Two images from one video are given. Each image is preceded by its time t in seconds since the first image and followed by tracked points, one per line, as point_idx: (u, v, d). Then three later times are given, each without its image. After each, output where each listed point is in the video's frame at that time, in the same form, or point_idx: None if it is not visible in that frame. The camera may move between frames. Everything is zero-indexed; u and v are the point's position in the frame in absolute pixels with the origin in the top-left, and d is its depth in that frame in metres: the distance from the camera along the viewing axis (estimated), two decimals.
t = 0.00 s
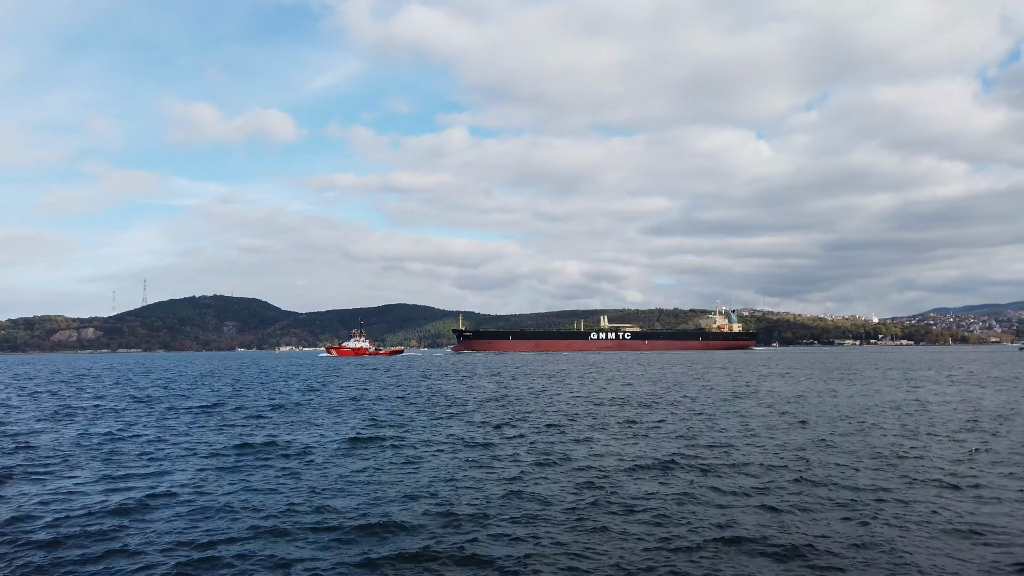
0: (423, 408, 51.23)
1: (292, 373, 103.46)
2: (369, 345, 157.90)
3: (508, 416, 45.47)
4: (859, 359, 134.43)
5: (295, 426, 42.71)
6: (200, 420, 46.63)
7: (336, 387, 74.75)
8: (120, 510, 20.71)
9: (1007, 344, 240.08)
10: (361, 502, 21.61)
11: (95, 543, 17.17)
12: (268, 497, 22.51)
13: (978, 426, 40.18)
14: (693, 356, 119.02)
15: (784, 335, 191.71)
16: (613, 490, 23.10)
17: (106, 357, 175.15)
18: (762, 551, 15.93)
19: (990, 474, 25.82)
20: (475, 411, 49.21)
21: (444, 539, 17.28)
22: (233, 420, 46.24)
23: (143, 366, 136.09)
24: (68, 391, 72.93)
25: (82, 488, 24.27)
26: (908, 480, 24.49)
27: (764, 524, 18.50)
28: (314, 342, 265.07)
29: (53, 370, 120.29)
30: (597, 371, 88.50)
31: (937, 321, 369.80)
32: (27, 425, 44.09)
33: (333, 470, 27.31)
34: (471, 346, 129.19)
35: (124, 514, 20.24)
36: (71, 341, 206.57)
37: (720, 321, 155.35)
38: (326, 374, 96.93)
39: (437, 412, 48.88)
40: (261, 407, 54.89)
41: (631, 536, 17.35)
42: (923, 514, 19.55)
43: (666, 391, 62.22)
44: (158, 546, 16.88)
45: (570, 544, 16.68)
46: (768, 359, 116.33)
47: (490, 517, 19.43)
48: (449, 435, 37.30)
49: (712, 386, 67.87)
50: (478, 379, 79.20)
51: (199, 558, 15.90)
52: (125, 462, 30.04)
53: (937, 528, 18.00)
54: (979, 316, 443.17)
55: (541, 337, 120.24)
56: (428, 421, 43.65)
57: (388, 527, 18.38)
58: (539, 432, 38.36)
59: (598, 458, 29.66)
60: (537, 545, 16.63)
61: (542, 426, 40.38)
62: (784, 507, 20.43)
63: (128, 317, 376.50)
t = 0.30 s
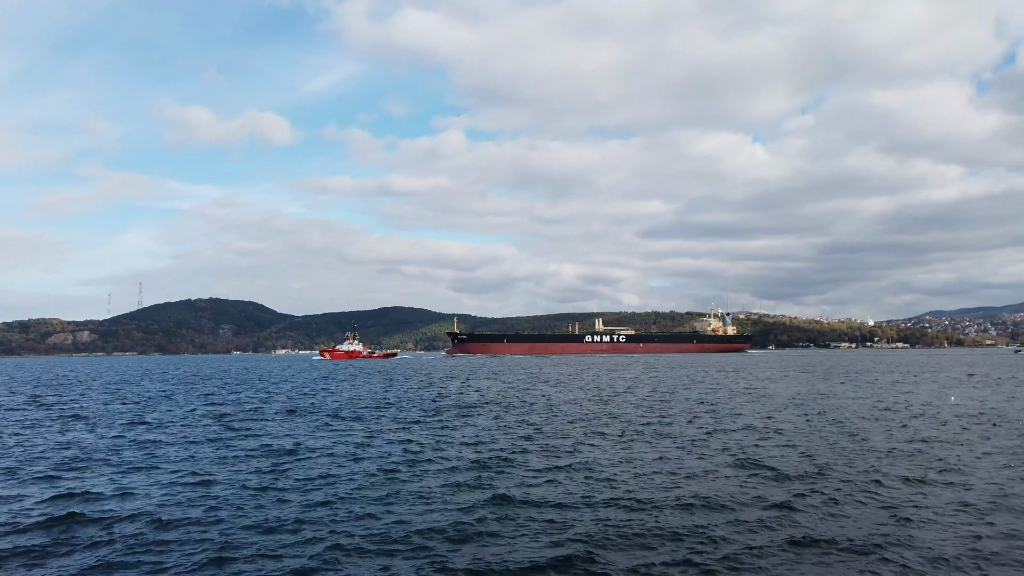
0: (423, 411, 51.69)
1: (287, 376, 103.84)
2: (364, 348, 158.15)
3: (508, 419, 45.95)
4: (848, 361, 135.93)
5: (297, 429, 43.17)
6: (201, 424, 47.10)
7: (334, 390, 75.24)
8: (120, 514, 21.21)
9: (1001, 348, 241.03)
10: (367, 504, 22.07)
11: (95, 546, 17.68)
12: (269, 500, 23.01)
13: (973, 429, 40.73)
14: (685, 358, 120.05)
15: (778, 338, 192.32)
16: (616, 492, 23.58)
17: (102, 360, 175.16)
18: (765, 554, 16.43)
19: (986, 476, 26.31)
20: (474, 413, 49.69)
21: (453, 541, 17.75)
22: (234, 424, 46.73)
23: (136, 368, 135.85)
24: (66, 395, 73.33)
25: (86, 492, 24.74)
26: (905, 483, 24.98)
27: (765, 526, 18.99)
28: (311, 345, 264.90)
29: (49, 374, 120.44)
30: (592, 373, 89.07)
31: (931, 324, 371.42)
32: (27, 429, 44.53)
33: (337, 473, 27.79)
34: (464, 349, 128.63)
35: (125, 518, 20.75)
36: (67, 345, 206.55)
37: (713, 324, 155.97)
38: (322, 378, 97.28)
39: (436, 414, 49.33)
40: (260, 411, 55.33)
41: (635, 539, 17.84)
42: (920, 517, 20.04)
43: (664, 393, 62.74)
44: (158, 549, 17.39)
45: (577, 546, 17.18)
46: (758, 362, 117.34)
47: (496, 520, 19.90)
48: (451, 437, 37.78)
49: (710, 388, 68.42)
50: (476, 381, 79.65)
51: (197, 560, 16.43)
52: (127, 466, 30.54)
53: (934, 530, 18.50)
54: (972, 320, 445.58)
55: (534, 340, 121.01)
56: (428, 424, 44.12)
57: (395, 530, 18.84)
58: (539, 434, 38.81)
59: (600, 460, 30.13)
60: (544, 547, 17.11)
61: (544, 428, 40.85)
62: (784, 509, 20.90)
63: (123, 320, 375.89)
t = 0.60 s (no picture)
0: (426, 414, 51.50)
1: (284, 379, 103.17)
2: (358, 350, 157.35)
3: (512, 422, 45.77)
4: (844, 365, 136.33)
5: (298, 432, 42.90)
6: (201, 426, 46.79)
7: (332, 392, 74.94)
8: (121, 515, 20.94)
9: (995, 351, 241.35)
10: (378, 507, 21.85)
11: (94, 548, 17.41)
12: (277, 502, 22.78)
13: (975, 432, 40.83)
14: (683, 362, 120.02)
15: (773, 341, 192.13)
16: (629, 494, 23.39)
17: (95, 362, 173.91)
18: (787, 556, 16.27)
19: (994, 479, 26.34)
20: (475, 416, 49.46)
21: (470, 543, 17.51)
22: (233, 425, 46.45)
23: (130, 372, 134.82)
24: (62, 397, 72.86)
25: (89, 494, 24.48)
26: (916, 485, 24.94)
27: (783, 528, 18.84)
28: (306, 349, 264.08)
29: (41, 376, 119.54)
30: (591, 377, 88.93)
31: (925, 328, 371.62)
32: (25, 431, 44.15)
33: (344, 476, 27.58)
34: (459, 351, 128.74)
35: (126, 519, 20.50)
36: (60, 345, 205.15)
37: (708, 326, 155.79)
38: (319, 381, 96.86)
39: (439, 417, 49.14)
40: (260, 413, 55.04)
41: (653, 541, 17.59)
42: (935, 518, 19.98)
43: (665, 396, 62.79)
44: (161, 552, 17.09)
45: (597, 548, 17.00)
46: (755, 366, 117.32)
47: (512, 522, 19.69)
48: (456, 440, 37.64)
49: (710, 392, 68.47)
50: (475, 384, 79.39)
51: (199, 562, 16.19)
52: (127, 468, 30.26)
53: (946, 532, 18.42)
54: (966, 324, 447.27)
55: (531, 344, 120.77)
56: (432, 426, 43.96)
57: (410, 532, 18.63)
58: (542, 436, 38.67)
59: (608, 462, 30.02)
60: (562, 549, 16.87)
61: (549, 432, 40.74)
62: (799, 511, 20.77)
63: (118, 323, 374.59)
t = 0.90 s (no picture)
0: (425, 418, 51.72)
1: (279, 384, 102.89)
2: (353, 354, 157.22)
3: (514, 426, 46.19)
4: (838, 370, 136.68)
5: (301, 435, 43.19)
6: (203, 430, 47.04)
7: (330, 397, 75.24)
8: (126, 518, 21.21)
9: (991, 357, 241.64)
10: (385, 510, 22.06)
11: (96, 553, 17.39)
12: (287, 505, 23.18)
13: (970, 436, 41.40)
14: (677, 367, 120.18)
15: (769, 346, 192.26)
16: (636, 497, 23.72)
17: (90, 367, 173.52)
18: (798, 556, 16.66)
19: (991, 482, 26.72)
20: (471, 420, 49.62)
21: (485, 544, 17.85)
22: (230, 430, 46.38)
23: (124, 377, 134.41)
24: (59, 401, 73.00)
25: (96, 498, 24.64)
26: (916, 487, 25.56)
27: (787, 530, 19.12)
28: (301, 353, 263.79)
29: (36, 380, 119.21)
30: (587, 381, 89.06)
31: (919, 333, 373.25)
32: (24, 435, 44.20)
33: (354, 478, 27.99)
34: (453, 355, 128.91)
35: (126, 525, 20.47)
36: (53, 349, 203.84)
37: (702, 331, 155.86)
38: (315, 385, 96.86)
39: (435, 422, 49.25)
40: (260, 417, 55.33)
41: (665, 542, 17.97)
42: (930, 521, 20.26)
43: (664, 400, 63.33)
44: (163, 557, 17.09)
45: (598, 552, 17.14)
46: (750, 371, 117.62)
47: (519, 525, 19.93)
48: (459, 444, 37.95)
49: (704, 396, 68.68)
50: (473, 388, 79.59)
51: (204, 565, 16.39)
52: (131, 472, 30.55)
53: (942, 535, 18.70)
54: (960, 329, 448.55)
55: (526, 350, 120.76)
56: (436, 430, 44.40)
57: (425, 533, 19.09)
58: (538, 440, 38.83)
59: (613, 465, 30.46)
60: (577, 549, 17.40)
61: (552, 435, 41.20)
62: (804, 511, 21.34)
63: (112, 328, 373.56)
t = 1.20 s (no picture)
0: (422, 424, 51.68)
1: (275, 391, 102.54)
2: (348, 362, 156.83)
3: (517, 431, 46.43)
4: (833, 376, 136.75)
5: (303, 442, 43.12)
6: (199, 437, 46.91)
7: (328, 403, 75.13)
8: (128, 526, 21.09)
9: (984, 364, 242.39)
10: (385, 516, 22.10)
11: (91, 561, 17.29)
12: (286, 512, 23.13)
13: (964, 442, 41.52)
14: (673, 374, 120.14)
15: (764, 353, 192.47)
16: (634, 502, 23.78)
17: (84, 375, 172.65)
18: (799, 560, 16.73)
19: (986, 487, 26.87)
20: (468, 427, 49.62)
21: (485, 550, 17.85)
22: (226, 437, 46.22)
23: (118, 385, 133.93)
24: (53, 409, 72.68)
25: (94, 504, 24.55)
26: (913, 493, 25.66)
27: (785, 535, 19.21)
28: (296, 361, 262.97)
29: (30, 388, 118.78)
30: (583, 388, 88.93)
31: (915, 339, 373.51)
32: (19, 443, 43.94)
33: (361, 484, 28.06)
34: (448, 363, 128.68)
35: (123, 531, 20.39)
36: (48, 357, 203.33)
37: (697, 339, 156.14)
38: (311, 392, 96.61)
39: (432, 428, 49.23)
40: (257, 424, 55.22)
41: (664, 548, 17.99)
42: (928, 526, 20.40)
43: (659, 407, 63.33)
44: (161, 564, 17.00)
45: (598, 557, 17.16)
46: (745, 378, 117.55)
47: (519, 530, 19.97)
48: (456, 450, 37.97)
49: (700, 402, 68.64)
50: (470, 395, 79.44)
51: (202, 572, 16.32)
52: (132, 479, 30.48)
53: (940, 538, 18.82)
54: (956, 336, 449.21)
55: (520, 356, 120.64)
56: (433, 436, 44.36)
57: (426, 538, 19.15)
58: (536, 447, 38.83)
59: (621, 470, 30.74)
60: (583, 553, 17.54)
61: (556, 441, 41.46)
62: (803, 517, 21.45)
63: (107, 335, 372.67)
